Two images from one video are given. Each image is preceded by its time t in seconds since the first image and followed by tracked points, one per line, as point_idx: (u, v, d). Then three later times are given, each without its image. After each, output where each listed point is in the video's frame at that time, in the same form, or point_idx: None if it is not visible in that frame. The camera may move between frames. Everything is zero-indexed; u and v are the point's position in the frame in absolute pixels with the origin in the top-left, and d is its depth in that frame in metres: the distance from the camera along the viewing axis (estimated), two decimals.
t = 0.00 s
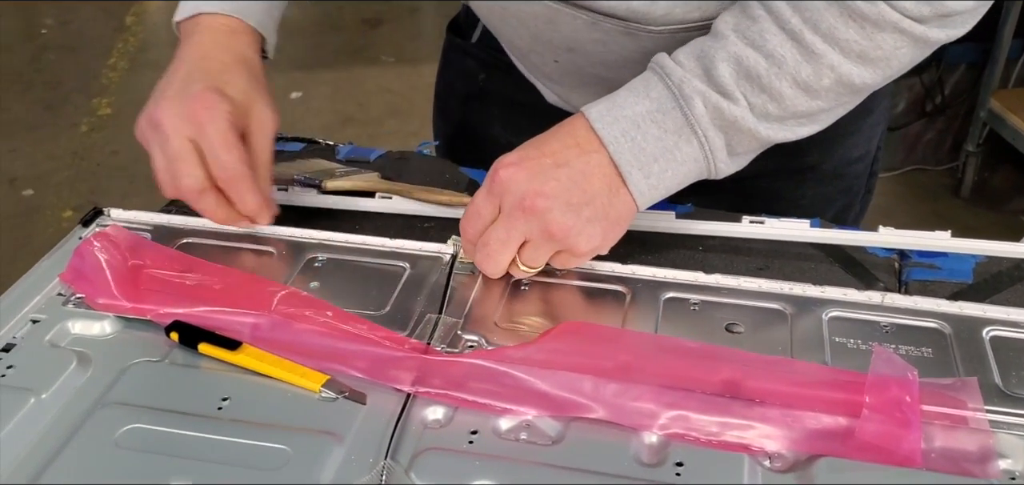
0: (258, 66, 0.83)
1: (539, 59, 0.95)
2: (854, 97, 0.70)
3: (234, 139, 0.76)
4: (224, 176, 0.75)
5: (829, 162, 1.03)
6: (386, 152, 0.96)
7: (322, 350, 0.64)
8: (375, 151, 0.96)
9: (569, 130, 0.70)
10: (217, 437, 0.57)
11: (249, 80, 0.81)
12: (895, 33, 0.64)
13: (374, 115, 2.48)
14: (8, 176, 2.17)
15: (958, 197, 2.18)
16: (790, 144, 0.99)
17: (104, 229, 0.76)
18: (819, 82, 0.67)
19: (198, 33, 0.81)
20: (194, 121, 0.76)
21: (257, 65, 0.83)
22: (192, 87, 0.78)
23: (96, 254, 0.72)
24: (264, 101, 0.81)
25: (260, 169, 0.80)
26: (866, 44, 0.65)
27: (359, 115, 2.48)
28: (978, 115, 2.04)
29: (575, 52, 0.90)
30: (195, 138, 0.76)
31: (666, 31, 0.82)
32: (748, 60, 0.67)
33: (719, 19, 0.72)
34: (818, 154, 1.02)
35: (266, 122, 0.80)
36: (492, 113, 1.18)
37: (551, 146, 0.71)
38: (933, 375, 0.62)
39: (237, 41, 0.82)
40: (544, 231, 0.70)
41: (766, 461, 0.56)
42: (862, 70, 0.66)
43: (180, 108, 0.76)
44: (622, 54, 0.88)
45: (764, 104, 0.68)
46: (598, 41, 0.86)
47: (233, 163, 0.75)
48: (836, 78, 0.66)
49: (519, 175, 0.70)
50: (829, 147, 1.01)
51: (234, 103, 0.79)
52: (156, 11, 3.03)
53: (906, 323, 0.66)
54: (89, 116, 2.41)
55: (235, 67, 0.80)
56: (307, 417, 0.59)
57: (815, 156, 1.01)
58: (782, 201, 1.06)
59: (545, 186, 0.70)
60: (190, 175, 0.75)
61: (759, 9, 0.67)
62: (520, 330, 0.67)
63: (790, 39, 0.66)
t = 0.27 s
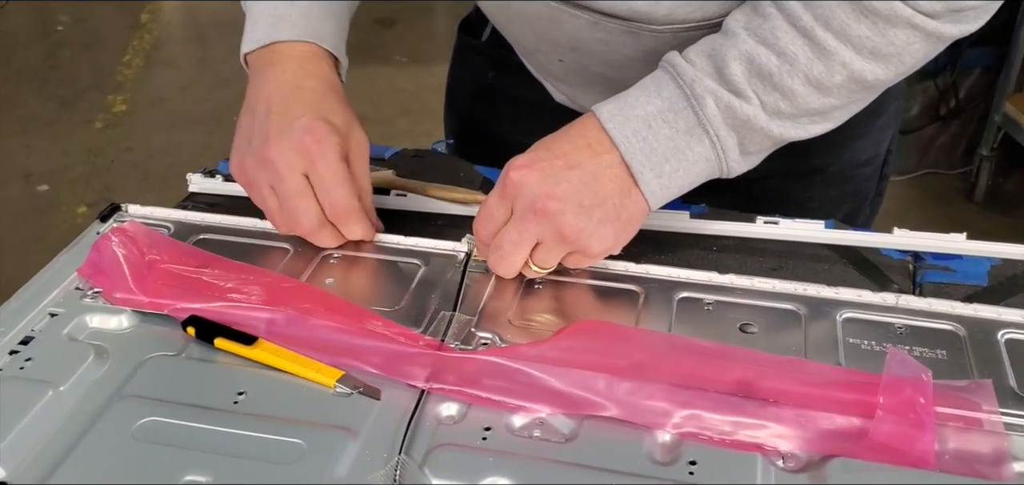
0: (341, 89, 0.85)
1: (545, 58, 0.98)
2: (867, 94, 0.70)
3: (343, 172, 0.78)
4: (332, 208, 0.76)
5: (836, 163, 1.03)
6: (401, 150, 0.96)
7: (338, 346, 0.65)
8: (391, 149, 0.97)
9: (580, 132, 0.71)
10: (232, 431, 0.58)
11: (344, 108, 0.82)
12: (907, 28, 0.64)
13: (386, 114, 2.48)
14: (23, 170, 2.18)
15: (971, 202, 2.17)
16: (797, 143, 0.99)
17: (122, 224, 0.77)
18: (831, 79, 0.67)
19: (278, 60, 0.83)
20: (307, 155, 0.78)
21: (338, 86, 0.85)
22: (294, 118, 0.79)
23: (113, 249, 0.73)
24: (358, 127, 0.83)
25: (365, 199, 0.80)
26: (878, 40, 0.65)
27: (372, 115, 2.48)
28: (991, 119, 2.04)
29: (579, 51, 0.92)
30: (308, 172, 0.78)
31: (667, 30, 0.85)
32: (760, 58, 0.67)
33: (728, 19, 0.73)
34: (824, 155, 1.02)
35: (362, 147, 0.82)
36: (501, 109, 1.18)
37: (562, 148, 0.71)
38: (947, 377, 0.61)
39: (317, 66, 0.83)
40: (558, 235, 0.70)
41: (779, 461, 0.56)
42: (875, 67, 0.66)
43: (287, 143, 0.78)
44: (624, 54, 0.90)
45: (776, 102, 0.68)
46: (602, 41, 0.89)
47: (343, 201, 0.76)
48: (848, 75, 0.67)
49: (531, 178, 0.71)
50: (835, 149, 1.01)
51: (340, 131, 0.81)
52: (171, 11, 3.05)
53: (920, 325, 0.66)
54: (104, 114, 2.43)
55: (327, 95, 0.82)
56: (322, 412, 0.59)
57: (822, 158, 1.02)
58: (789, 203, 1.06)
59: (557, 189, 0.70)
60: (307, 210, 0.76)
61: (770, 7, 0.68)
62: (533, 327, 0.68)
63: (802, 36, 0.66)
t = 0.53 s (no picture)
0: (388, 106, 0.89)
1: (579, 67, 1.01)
2: (901, 103, 0.71)
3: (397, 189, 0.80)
4: (386, 219, 0.77)
5: (867, 171, 1.03)
6: (439, 154, 0.98)
7: (381, 348, 0.66)
8: (429, 154, 0.99)
9: (616, 141, 0.72)
10: (279, 429, 0.59)
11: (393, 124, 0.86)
12: (941, 38, 0.65)
13: (415, 117, 2.50)
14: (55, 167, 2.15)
15: (1003, 211, 2.15)
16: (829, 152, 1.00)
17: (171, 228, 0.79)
18: (865, 88, 0.68)
19: (329, 75, 0.87)
20: (361, 166, 0.80)
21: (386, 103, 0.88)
22: (348, 131, 0.82)
23: (163, 253, 0.75)
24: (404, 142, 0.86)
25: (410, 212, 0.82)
26: (913, 49, 0.66)
27: (402, 117, 2.49)
28: None
29: (612, 60, 0.95)
30: (362, 184, 0.79)
31: (700, 40, 0.87)
32: (795, 67, 0.68)
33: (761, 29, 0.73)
34: (855, 163, 1.02)
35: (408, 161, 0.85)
36: (532, 115, 1.18)
37: (598, 158, 0.72)
38: (986, 387, 0.62)
39: (368, 81, 0.88)
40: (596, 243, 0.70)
41: (818, 467, 0.56)
42: (909, 76, 0.67)
43: (342, 154, 0.80)
44: (656, 63, 0.92)
45: (810, 111, 0.69)
46: (635, 51, 0.92)
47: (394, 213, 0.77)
48: (883, 83, 0.67)
49: (569, 188, 0.71)
50: (866, 157, 1.02)
51: (388, 144, 0.83)
52: (204, 14, 3.09)
53: (958, 335, 0.66)
54: (138, 115, 2.47)
55: (377, 109, 0.85)
56: (366, 412, 0.60)
57: (854, 167, 1.02)
58: (820, 211, 1.06)
59: (594, 199, 0.71)
60: (361, 222, 0.76)
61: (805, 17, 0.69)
62: (571, 332, 0.69)
63: (836, 45, 0.67)
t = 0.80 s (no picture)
0: (318, 85, 0.94)
1: (603, 78, 1.02)
2: (930, 116, 0.71)
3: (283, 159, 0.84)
4: (267, 190, 0.82)
5: (890, 183, 1.03)
6: (467, 162, 0.99)
7: (413, 352, 0.67)
8: (458, 161, 1.00)
9: (646, 151, 0.73)
10: (315, 432, 0.60)
11: (306, 101, 0.90)
12: (972, 53, 0.66)
13: (439, 122, 2.52)
14: (85, 172, 2.20)
15: None
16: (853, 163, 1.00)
17: (206, 232, 0.81)
18: (895, 102, 0.68)
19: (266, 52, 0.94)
20: (251, 136, 0.85)
21: (314, 81, 0.94)
22: (255, 105, 0.87)
23: (197, 255, 0.77)
24: (319, 119, 0.89)
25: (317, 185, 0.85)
26: (943, 64, 0.67)
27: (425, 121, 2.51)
28: None
29: (635, 73, 0.96)
30: (249, 155, 0.84)
31: (725, 51, 0.88)
32: (825, 80, 0.69)
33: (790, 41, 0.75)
34: (878, 175, 1.02)
35: (321, 141, 0.88)
36: (557, 127, 1.20)
37: (628, 169, 0.73)
38: (1011, 400, 0.62)
39: (298, 59, 0.94)
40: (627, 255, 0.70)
41: (843, 476, 0.57)
42: (939, 90, 0.68)
43: (239, 122, 0.86)
44: (680, 75, 0.93)
45: (840, 123, 0.70)
46: (659, 62, 0.93)
47: (279, 182, 0.82)
48: (912, 97, 0.68)
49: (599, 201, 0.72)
50: (889, 169, 1.02)
51: (293, 121, 0.88)
52: (230, 18, 3.12)
53: (984, 348, 0.67)
54: (166, 117, 2.50)
55: (292, 86, 0.91)
56: (399, 416, 0.62)
57: (876, 178, 1.02)
58: (843, 223, 1.07)
59: (624, 211, 0.71)
60: (239, 188, 0.83)
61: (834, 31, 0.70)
62: (599, 340, 0.70)
63: (866, 58, 0.68)
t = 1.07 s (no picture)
0: (315, 98, 0.96)
1: (606, 86, 1.02)
2: (935, 127, 0.72)
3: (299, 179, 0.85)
4: (287, 213, 0.83)
5: (894, 191, 1.04)
6: (475, 169, 1.00)
7: (421, 359, 0.68)
8: (465, 168, 1.01)
9: (652, 163, 0.73)
10: (324, 437, 0.61)
11: (309, 117, 0.93)
12: (977, 64, 0.67)
13: (446, 128, 2.52)
14: (94, 174, 2.19)
15: None
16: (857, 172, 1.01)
17: (216, 239, 0.82)
18: (900, 113, 0.69)
19: (259, 69, 0.94)
20: (266, 160, 0.86)
21: (312, 95, 0.96)
22: (263, 127, 0.89)
23: (208, 262, 0.78)
24: (323, 133, 0.93)
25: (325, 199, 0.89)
26: (948, 75, 0.67)
27: (432, 127, 2.52)
28: None
29: (638, 81, 0.97)
30: (267, 177, 0.86)
31: (726, 59, 0.89)
32: (831, 91, 0.69)
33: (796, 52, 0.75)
34: (882, 183, 1.03)
35: (327, 154, 0.92)
36: (563, 134, 1.20)
37: (635, 180, 0.73)
38: (1014, 407, 0.63)
39: (294, 73, 0.95)
40: (633, 265, 0.71)
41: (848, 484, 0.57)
42: (944, 100, 0.68)
43: (252, 148, 0.87)
44: (682, 83, 0.94)
45: (846, 135, 0.70)
46: (661, 70, 0.93)
47: (297, 207, 0.82)
48: (918, 108, 0.69)
49: (606, 211, 0.72)
50: (893, 177, 1.03)
51: (302, 140, 0.90)
52: (237, 24, 3.14)
53: (988, 356, 0.67)
54: (174, 122, 2.51)
55: (296, 104, 0.93)
56: (407, 421, 0.62)
57: (880, 186, 1.03)
58: (848, 230, 1.07)
59: (631, 221, 0.72)
60: (261, 212, 0.83)
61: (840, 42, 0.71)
62: (605, 347, 0.70)
63: (872, 70, 0.69)
